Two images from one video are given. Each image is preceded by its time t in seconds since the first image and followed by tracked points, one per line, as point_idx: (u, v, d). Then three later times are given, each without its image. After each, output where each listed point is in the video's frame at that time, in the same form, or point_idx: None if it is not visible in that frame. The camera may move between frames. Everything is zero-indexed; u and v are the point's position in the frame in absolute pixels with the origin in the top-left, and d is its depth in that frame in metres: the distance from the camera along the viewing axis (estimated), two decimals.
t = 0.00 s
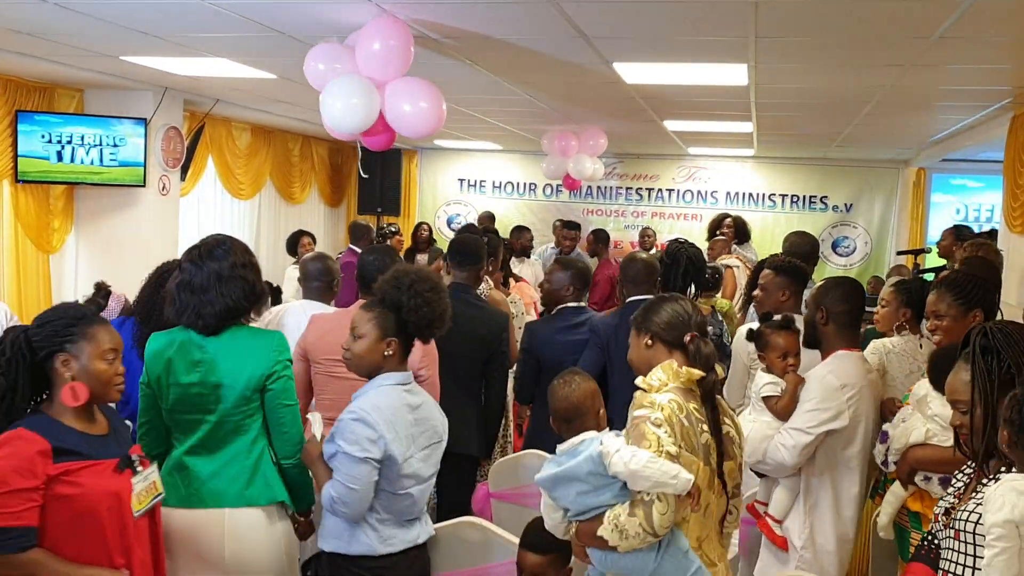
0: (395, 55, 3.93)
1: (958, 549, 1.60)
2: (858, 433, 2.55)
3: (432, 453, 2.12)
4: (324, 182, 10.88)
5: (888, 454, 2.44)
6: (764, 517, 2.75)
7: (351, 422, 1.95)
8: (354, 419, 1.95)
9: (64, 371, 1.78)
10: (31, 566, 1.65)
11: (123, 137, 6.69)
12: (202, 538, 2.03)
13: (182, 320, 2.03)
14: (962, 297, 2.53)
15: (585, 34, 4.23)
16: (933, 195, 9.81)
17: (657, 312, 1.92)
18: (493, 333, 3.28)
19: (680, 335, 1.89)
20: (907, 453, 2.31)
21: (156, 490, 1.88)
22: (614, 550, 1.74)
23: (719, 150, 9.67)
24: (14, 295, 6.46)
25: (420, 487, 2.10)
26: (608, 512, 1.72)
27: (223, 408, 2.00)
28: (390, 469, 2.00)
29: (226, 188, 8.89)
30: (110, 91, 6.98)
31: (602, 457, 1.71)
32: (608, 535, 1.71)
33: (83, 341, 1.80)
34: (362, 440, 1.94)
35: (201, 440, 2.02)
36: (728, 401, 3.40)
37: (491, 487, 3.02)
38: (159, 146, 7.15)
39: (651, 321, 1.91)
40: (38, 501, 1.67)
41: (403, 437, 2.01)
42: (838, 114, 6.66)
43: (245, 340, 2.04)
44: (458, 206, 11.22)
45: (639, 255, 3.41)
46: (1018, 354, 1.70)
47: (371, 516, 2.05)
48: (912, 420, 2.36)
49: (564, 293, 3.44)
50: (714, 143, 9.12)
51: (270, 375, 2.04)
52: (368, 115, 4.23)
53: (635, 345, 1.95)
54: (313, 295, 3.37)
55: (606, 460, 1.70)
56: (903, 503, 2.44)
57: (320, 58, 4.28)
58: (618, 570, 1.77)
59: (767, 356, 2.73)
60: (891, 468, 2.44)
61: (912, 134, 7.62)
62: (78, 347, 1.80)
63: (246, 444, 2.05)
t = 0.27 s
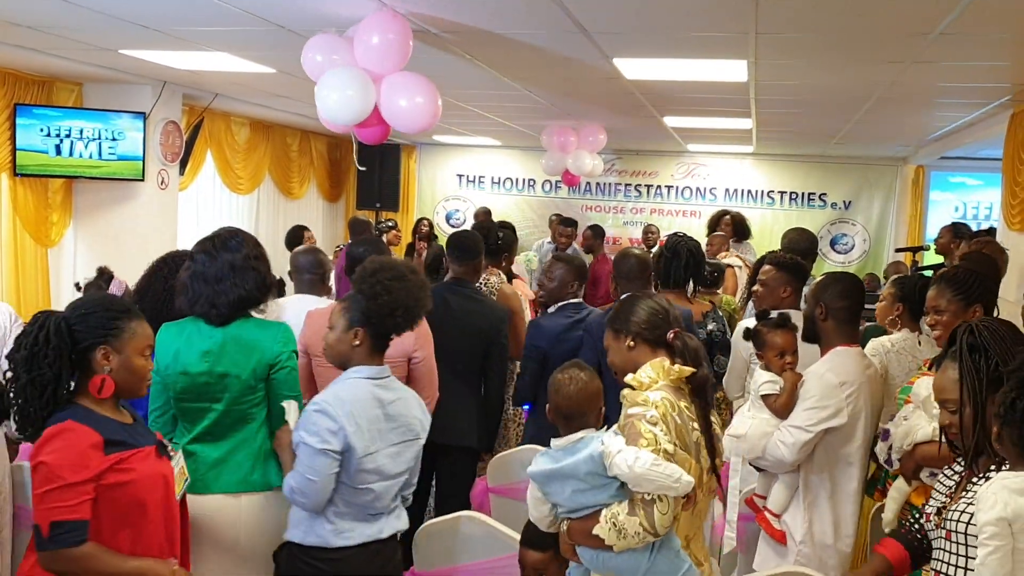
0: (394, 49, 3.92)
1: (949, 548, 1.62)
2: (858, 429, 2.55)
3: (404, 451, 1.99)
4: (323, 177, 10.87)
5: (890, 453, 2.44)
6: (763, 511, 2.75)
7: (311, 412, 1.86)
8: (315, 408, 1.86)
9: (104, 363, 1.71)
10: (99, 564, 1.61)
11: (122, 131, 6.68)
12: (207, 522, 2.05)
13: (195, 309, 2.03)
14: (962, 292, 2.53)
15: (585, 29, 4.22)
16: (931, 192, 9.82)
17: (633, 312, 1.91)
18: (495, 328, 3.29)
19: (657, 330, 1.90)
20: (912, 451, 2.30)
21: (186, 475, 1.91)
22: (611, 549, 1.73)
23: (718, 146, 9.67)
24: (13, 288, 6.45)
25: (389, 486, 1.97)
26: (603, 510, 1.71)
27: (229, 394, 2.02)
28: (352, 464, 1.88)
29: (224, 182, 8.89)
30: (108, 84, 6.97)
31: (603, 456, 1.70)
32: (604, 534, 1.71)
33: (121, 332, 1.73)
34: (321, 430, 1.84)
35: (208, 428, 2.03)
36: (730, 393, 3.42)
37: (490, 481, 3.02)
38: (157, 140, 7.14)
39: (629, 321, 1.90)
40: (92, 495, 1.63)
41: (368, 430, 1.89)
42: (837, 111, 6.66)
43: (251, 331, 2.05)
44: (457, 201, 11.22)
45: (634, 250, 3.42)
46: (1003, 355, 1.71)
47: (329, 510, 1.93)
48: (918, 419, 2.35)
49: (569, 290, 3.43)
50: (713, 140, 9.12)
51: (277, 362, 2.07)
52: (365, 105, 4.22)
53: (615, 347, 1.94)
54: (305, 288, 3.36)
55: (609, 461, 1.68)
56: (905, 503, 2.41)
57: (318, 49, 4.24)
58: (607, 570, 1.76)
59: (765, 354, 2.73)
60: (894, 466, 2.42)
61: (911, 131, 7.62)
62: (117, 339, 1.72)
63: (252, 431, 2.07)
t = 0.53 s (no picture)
0: (396, 47, 3.92)
1: (927, 547, 1.63)
2: (857, 425, 2.55)
3: (369, 447, 1.99)
4: (323, 175, 10.88)
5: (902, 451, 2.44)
6: (764, 506, 2.75)
7: (265, 407, 1.88)
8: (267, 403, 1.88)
9: (133, 368, 1.68)
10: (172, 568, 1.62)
11: (122, 129, 6.68)
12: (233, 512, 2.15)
13: (226, 310, 2.10)
14: (959, 288, 2.53)
15: (585, 27, 4.22)
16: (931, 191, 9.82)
17: (613, 298, 1.93)
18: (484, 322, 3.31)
19: (645, 325, 1.91)
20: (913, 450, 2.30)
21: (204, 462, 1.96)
22: (600, 541, 1.75)
23: (718, 144, 9.67)
24: (13, 286, 6.45)
25: (352, 481, 1.97)
26: (596, 505, 1.72)
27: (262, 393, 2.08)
28: (305, 461, 1.89)
29: (224, 180, 8.89)
30: (109, 82, 6.97)
31: (598, 450, 1.69)
32: (597, 528, 1.72)
33: (152, 334, 1.71)
34: (271, 426, 1.86)
35: (236, 425, 2.10)
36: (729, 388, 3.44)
37: (490, 479, 3.02)
38: (158, 138, 7.15)
39: (608, 308, 1.91)
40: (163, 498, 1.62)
41: (323, 428, 1.90)
42: (837, 110, 6.66)
43: (281, 332, 2.11)
44: (457, 199, 11.22)
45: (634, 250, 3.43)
46: (993, 354, 1.67)
47: (286, 501, 1.95)
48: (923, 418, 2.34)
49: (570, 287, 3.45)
50: (713, 138, 9.13)
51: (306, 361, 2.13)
52: (370, 108, 4.23)
53: (597, 332, 1.93)
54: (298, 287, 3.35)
55: (603, 455, 1.68)
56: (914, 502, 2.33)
57: (321, 51, 4.29)
58: (595, 562, 1.78)
59: (764, 350, 2.72)
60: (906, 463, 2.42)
61: (911, 130, 7.62)
62: (149, 342, 1.70)
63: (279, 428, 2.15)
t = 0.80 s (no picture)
0: (398, 47, 3.92)
1: (906, 549, 1.73)
2: (858, 425, 2.55)
3: (342, 450, 1.99)
4: (322, 174, 10.87)
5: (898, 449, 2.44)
6: (765, 507, 2.75)
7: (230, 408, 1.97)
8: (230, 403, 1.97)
9: (177, 374, 1.70)
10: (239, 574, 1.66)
11: (121, 128, 6.67)
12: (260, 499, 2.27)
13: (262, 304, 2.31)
14: (949, 290, 2.53)
15: (585, 27, 4.22)
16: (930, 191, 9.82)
17: (601, 304, 1.92)
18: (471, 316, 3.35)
19: (639, 331, 1.92)
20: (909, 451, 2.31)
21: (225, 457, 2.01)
22: (596, 546, 1.73)
23: (718, 144, 9.67)
24: (12, 285, 6.45)
25: (324, 484, 1.98)
26: (590, 508, 1.72)
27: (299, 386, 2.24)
28: (267, 460, 1.95)
29: (224, 179, 8.89)
30: (108, 82, 6.97)
31: (592, 457, 1.69)
32: (590, 532, 1.71)
33: (193, 341, 1.72)
34: (231, 425, 1.94)
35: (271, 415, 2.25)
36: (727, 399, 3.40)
37: (490, 479, 3.02)
38: (157, 137, 7.14)
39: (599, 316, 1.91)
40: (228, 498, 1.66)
41: (283, 428, 1.94)
42: (837, 109, 6.66)
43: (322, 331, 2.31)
44: (456, 199, 11.22)
45: (643, 249, 3.42)
46: (979, 361, 1.74)
47: (261, 499, 2.00)
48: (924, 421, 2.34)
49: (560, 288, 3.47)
50: (713, 137, 9.13)
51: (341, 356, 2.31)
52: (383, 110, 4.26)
53: (593, 341, 1.93)
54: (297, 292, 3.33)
55: (596, 462, 1.68)
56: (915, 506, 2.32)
57: (329, 56, 4.33)
58: (589, 566, 1.76)
59: (761, 352, 2.73)
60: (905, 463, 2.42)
61: (911, 129, 7.62)
62: (191, 348, 1.71)
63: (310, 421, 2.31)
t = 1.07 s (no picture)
0: (401, 48, 3.92)
1: (893, 549, 1.74)
2: (857, 426, 2.54)
3: (332, 444, 2.00)
4: (322, 175, 10.88)
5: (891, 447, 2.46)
6: (762, 509, 2.74)
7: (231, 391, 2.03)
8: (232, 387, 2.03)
9: (225, 377, 1.69)
10: None
11: (122, 129, 6.68)
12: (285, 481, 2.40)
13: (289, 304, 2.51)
14: (952, 289, 2.54)
15: (586, 28, 4.22)
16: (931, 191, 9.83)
17: (604, 304, 1.93)
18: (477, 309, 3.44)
19: (638, 331, 1.93)
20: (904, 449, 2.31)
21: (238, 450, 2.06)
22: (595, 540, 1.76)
23: (718, 145, 9.68)
24: (13, 286, 6.45)
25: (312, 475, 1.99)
26: (588, 502, 1.74)
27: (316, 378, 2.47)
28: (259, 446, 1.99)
29: (224, 181, 8.89)
30: (109, 83, 6.97)
31: (592, 453, 1.71)
32: (588, 525, 1.72)
33: (243, 343, 1.71)
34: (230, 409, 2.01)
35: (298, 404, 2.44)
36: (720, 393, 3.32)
37: (490, 480, 3.02)
38: (157, 138, 7.15)
39: (599, 318, 1.92)
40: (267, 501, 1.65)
41: (274, 414, 1.97)
42: (838, 110, 6.65)
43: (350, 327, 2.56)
44: (456, 200, 11.22)
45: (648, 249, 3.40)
46: (964, 360, 1.75)
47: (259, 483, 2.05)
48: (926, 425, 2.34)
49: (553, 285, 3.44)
50: (713, 138, 9.13)
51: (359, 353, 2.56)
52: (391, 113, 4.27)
53: (593, 341, 1.94)
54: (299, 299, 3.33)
55: (596, 458, 1.69)
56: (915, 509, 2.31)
57: (335, 61, 4.33)
58: (588, 560, 1.80)
59: (761, 351, 2.73)
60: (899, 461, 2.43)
61: (911, 130, 7.62)
62: (241, 350, 1.70)
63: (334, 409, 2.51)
